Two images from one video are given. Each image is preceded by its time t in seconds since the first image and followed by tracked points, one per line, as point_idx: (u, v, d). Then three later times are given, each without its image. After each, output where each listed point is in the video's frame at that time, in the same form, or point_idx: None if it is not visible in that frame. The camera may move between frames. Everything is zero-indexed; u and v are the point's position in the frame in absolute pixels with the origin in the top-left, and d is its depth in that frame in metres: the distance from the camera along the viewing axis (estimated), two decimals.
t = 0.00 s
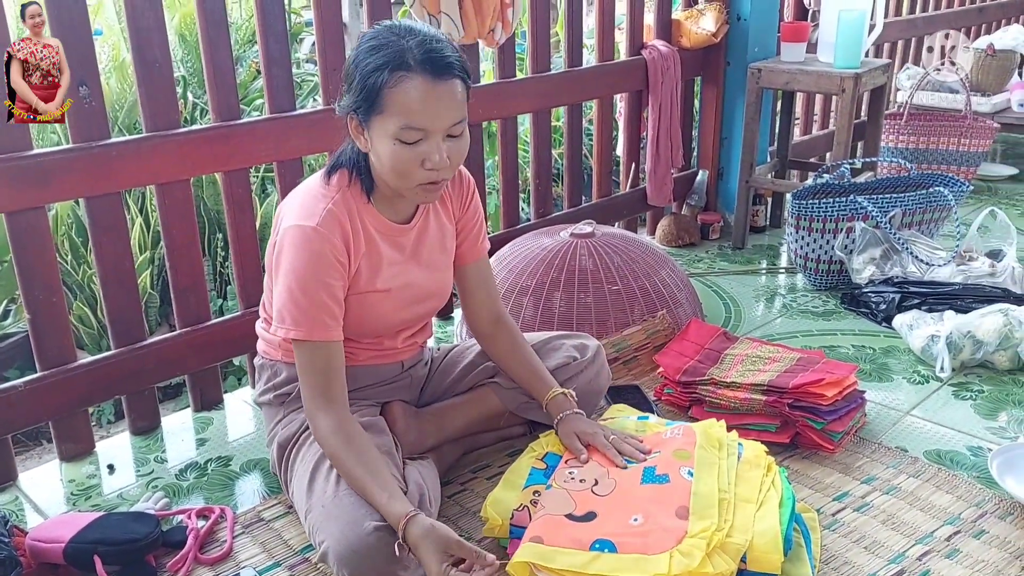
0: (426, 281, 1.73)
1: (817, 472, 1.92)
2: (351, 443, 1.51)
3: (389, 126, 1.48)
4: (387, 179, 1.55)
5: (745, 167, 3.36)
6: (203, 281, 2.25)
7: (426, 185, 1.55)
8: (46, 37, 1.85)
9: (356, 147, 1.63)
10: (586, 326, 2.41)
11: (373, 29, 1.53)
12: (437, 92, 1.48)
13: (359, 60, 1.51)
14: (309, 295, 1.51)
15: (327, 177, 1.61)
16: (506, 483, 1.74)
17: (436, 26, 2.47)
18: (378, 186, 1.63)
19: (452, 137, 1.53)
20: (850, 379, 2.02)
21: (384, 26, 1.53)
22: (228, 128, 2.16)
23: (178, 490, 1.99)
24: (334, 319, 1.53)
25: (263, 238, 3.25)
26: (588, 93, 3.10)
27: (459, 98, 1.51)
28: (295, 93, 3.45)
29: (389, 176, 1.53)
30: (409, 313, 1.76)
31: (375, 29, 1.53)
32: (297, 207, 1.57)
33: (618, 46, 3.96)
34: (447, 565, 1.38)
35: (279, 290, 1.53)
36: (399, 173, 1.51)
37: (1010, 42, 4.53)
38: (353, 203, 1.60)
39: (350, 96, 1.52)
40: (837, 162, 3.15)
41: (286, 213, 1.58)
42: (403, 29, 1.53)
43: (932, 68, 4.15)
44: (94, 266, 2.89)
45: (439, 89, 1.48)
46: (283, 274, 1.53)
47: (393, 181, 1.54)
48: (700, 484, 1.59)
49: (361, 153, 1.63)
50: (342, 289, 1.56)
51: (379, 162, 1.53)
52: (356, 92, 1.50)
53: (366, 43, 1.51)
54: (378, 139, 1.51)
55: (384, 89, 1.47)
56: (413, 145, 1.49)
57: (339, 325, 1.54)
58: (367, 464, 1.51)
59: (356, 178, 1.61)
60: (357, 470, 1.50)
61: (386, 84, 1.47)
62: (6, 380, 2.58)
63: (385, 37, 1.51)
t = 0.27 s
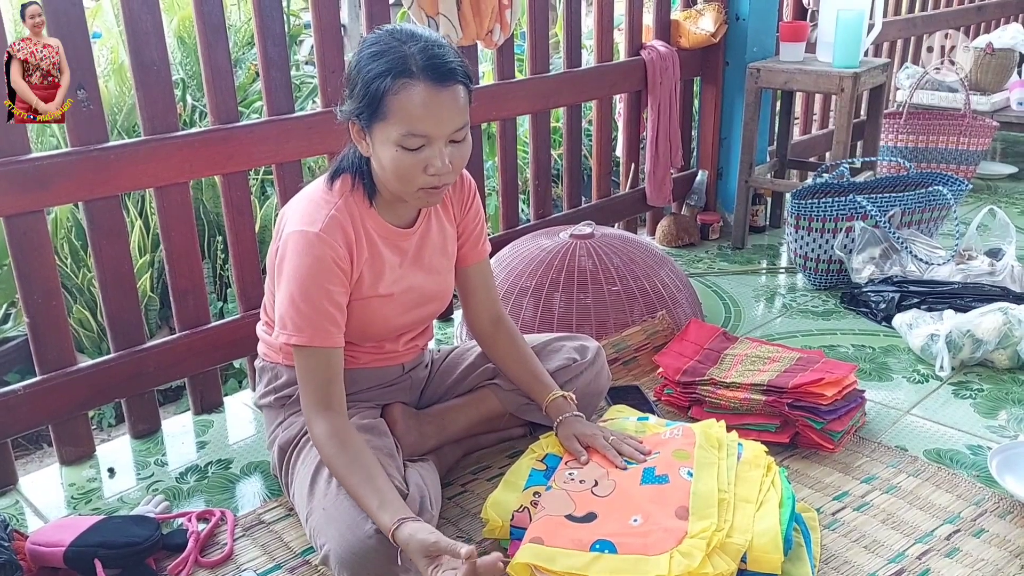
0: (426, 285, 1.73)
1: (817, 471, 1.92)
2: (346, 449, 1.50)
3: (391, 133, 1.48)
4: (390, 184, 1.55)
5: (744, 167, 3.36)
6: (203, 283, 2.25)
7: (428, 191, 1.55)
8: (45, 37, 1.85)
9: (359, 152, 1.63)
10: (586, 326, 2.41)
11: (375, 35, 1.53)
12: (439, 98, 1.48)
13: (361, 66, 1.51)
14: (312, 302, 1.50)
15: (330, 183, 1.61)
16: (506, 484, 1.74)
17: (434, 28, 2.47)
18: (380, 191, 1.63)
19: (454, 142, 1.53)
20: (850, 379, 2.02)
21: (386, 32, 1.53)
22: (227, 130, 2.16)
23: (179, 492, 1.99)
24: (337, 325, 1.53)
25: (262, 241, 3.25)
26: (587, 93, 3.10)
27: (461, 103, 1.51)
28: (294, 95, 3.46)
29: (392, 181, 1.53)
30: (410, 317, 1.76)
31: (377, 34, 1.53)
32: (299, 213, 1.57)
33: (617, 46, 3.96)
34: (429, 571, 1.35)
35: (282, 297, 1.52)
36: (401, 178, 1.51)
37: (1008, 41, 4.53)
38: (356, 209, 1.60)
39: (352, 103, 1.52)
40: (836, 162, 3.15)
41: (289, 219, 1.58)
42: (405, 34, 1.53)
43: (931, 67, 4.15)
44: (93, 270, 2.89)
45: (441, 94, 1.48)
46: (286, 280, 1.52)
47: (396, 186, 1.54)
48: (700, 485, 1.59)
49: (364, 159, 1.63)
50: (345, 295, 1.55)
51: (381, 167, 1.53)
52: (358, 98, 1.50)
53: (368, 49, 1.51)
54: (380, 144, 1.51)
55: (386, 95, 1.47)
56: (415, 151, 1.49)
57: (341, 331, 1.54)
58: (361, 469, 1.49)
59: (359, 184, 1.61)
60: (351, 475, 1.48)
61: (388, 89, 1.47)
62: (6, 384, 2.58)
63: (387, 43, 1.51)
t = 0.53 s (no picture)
0: (429, 287, 1.73)
1: (819, 471, 1.92)
2: (349, 450, 1.50)
3: (397, 132, 1.48)
4: (394, 184, 1.55)
5: (745, 167, 3.36)
6: (204, 285, 2.25)
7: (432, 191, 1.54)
8: (45, 38, 1.85)
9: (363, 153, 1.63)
10: (587, 327, 2.41)
11: (380, 36, 1.53)
12: (445, 98, 1.48)
13: (367, 67, 1.51)
14: (315, 302, 1.50)
15: (334, 183, 1.61)
16: (508, 486, 1.74)
17: (434, 29, 2.47)
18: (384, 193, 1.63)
19: (460, 143, 1.53)
20: (852, 378, 2.02)
21: (391, 33, 1.53)
22: (227, 132, 2.16)
23: (180, 495, 1.99)
24: (340, 326, 1.53)
25: (263, 243, 3.25)
26: (587, 93, 3.10)
27: (467, 103, 1.51)
28: (294, 97, 3.46)
29: (397, 181, 1.53)
30: (413, 319, 1.76)
31: (382, 35, 1.53)
32: (303, 213, 1.57)
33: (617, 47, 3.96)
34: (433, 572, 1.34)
35: (285, 297, 1.52)
36: (407, 179, 1.51)
37: (1008, 39, 4.52)
38: (359, 210, 1.60)
39: (358, 103, 1.52)
40: (837, 161, 3.14)
41: (292, 219, 1.58)
42: (410, 35, 1.53)
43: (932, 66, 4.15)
44: (94, 273, 2.90)
45: (447, 94, 1.48)
46: (289, 281, 1.52)
47: (400, 187, 1.53)
48: (702, 485, 1.59)
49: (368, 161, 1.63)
50: (348, 296, 1.55)
51: (386, 168, 1.53)
52: (364, 98, 1.50)
53: (373, 50, 1.51)
54: (386, 144, 1.51)
55: (393, 95, 1.47)
56: (421, 151, 1.49)
57: (345, 332, 1.53)
58: (364, 471, 1.48)
59: (363, 185, 1.61)
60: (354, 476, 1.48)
61: (395, 90, 1.47)
62: (7, 387, 2.58)
63: (393, 44, 1.51)
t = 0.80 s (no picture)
0: (431, 285, 1.73)
1: (821, 469, 1.92)
2: (361, 444, 1.52)
3: (407, 129, 1.48)
4: (400, 180, 1.55)
5: (746, 167, 3.36)
6: (205, 284, 2.25)
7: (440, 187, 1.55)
8: (46, 38, 1.85)
9: (368, 150, 1.63)
10: (589, 326, 2.41)
11: (384, 31, 1.52)
12: (453, 93, 1.48)
13: (373, 64, 1.50)
14: (319, 299, 1.50)
15: (337, 181, 1.61)
16: (510, 484, 1.74)
17: (435, 28, 2.47)
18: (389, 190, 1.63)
19: (466, 138, 1.54)
20: (854, 376, 2.02)
21: (395, 29, 1.52)
22: (228, 131, 2.16)
23: (183, 494, 1.99)
24: (343, 323, 1.52)
25: (265, 243, 3.25)
26: (588, 93, 3.10)
27: (473, 97, 1.52)
28: (295, 97, 3.46)
29: (404, 177, 1.53)
30: (415, 317, 1.76)
31: (387, 31, 1.52)
32: (306, 211, 1.56)
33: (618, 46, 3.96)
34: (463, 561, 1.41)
35: (288, 295, 1.52)
36: (415, 175, 1.52)
37: (1010, 38, 4.52)
38: (362, 207, 1.60)
39: (364, 99, 1.51)
40: (838, 159, 3.12)
41: (295, 217, 1.58)
42: (414, 30, 1.53)
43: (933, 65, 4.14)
44: (96, 273, 2.90)
45: (455, 90, 1.49)
46: (292, 278, 1.52)
47: (408, 183, 1.54)
48: (704, 483, 1.59)
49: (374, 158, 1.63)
50: (351, 293, 1.55)
51: (394, 164, 1.53)
52: (371, 95, 1.49)
53: (379, 46, 1.50)
54: (394, 141, 1.51)
55: (402, 91, 1.47)
56: (430, 146, 1.50)
57: (348, 329, 1.53)
58: (376, 466, 1.51)
59: (369, 182, 1.61)
60: (367, 472, 1.50)
61: (404, 86, 1.46)
62: (9, 387, 2.59)
63: (398, 39, 1.50)
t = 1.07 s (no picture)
0: (430, 283, 1.73)
1: (821, 469, 1.91)
2: (363, 444, 1.52)
3: (422, 125, 1.48)
4: (408, 176, 1.55)
5: (746, 167, 3.36)
6: (205, 283, 2.25)
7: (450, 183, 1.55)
8: (46, 38, 1.85)
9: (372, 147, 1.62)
10: (588, 325, 2.41)
11: (395, 28, 1.51)
12: (467, 90, 1.49)
13: (386, 62, 1.49)
14: (319, 296, 1.49)
15: (337, 178, 1.61)
16: (510, 483, 1.73)
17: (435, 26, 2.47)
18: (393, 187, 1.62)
19: (476, 134, 1.55)
20: (854, 376, 2.02)
21: (406, 25, 1.52)
22: (228, 130, 2.16)
23: (182, 493, 1.99)
24: (343, 321, 1.52)
25: (264, 241, 3.25)
26: (589, 92, 3.09)
27: (484, 94, 1.53)
28: (295, 96, 3.46)
29: (414, 174, 1.53)
30: (414, 316, 1.76)
31: (398, 28, 1.51)
32: (306, 208, 1.56)
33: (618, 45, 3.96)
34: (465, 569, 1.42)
35: (288, 292, 1.51)
36: (426, 171, 1.52)
37: (1011, 38, 4.52)
38: (363, 205, 1.59)
39: (378, 96, 1.50)
40: (839, 159, 3.12)
41: (295, 215, 1.57)
42: (425, 27, 1.52)
43: (933, 65, 4.14)
44: (95, 271, 2.90)
45: (470, 86, 1.50)
46: (292, 275, 1.51)
47: (418, 179, 1.54)
48: (704, 483, 1.59)
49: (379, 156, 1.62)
50: (350, 291, 1.55)
51: (405, 160, 1.53)
52: (386, 91, 1.48)
53: (391, 43, 1.49)
54: (407, 137, 1.50)
55: (418, 88, 1.46)
56: (444, 142, 1.50)
57: (347, 327, 1.53)
58: (378, 466, 1.51)
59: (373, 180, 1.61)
60: (369, 473, 1.50)
61: (421, 83, 1.46)
62: (8, 386, 2.58)
63: (411, 36, 1.50)
